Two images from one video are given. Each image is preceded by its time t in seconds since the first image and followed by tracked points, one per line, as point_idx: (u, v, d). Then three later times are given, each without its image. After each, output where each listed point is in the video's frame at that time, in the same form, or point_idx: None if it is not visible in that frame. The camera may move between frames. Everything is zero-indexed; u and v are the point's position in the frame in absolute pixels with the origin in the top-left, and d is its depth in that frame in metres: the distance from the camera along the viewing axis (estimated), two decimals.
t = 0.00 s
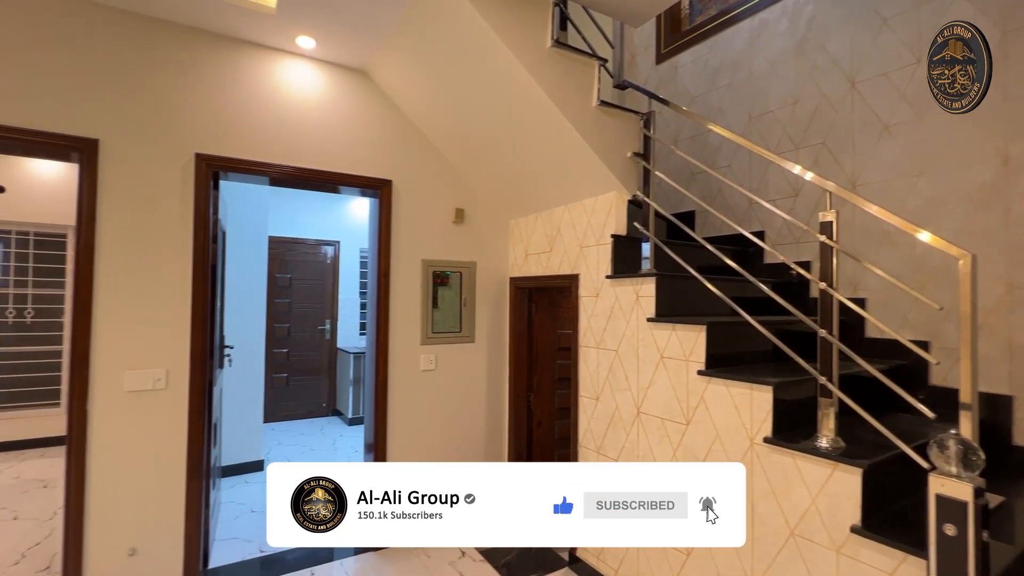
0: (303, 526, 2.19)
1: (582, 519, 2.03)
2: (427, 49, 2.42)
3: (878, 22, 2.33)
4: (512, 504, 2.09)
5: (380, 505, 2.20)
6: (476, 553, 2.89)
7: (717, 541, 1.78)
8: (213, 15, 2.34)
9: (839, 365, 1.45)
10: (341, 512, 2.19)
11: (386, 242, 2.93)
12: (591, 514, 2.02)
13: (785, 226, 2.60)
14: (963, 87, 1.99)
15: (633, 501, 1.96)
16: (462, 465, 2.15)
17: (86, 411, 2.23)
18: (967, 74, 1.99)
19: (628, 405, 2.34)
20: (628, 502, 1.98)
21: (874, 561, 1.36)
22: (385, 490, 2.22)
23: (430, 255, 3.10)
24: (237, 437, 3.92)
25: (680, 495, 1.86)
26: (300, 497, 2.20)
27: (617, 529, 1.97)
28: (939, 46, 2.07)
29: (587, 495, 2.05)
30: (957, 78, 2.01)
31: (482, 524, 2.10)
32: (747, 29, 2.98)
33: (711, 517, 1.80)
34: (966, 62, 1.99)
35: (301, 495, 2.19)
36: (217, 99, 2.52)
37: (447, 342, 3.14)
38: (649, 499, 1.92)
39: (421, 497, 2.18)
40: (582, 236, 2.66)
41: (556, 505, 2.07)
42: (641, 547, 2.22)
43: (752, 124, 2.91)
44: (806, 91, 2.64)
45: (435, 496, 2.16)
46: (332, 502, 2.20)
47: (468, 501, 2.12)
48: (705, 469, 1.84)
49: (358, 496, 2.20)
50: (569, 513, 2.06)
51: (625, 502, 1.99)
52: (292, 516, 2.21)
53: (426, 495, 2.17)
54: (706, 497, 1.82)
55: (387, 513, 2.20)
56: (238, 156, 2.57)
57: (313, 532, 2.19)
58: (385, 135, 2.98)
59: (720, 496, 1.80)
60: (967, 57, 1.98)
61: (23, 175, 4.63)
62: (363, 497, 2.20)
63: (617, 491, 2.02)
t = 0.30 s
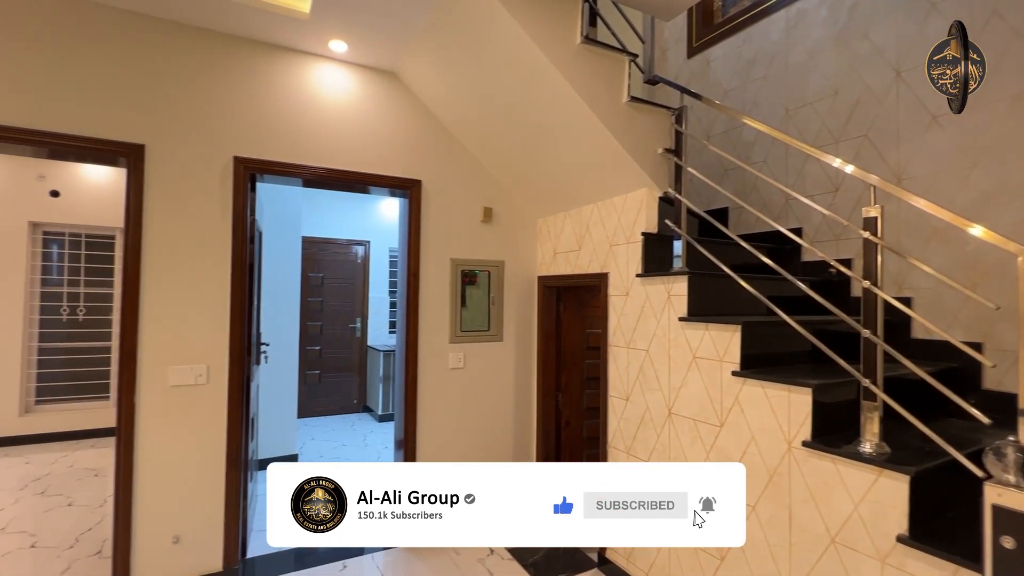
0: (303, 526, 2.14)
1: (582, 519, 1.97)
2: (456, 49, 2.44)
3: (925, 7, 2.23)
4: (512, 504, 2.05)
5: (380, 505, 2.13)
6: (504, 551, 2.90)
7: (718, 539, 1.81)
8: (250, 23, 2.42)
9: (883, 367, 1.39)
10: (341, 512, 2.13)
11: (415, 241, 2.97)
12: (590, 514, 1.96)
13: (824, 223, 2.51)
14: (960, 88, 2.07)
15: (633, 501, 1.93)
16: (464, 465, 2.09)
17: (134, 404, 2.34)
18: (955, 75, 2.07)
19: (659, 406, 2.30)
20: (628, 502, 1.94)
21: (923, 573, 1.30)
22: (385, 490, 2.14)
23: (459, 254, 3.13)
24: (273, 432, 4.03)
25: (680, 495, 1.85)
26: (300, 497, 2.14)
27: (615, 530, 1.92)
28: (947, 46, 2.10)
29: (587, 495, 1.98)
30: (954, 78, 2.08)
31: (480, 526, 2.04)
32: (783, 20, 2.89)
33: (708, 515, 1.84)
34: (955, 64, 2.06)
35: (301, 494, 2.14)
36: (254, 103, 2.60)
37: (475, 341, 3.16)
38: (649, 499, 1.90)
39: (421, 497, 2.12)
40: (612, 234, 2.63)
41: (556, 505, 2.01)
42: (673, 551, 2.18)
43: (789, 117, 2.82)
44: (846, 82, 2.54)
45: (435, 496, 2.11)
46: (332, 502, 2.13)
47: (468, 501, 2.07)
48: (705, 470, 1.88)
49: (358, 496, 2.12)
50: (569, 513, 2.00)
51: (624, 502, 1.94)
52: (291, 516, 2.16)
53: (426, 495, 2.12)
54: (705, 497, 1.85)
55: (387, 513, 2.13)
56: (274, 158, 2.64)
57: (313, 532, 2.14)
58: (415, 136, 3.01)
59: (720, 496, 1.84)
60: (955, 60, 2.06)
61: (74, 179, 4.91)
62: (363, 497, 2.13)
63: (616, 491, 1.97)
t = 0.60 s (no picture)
0: (303, 526, 2.15)
1: (581, 519, 2.07)
2: (485, 48, 2.44)
3: None
4: (512, 503, 2.13)
5: (380, 505, 2.15)
6: (532, 550, 2.90)
7: (719, 536, 1.90)
8: (286, 27, 2.48)
9: (933, 369, 1.32)
10: (341, 512, 2.14)
11: (445, 240, 2.99)
12: (591, 514, 2.07)
13: (868, 218, 2.41)
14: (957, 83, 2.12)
15: (633, 502, 2.03)
16: (462, 465, 2.17)
17: (178, 398, 2.44)
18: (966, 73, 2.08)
19: (691, 408, 2.25)
20: (628, 502, 2.04)
21: None
22: (385, 490, 2.16)
23: (487, 253, 3.13)
24: (307, 427, 4.14)
25: (680, 495, 1.95)
26: (301, 497, 2.18)
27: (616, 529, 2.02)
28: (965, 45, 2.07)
29: (588, 495, 2.07)
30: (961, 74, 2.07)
31: (480, 525, 2.11)
32: (823, 7, 2.78)
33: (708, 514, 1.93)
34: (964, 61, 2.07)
35: (302, 494, 2.17)
36: (289, 106, 2.67)
37: (504, 339, 3.16)
38: (649, 499, 2.00)
39: (421, 497, 2.16)
40: (642, 232, 2.59)
41: (556, 505, 2.10)
42: (705, 556, 2.13)
43: (830, 109, 2.71)
44: (892, 70, 2.42)
45: (435, 497, 2.16)
46: (332, 502, 2.15)
47: (468, 501, 2.14)
48: (705, 471, 1.99)
49: (358, 496, 2.15)
50: (569, 513, 2.09)
51: (625, 502, 2.04)
52: (292, 516, 2.19)
53: (427, 495, 2.16)
54: (705, 497, 1.95)
55: (387, 513, 2.16)
56: (308, 159, 2.70)
57: (313, 532, 2.15)
58: (444, 135, 3.03)
59: (720, 496, 1.94)
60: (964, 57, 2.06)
61: (121, 182, 5.14)
62: (363, 497, 2.15)
63: (617, 492, 2.07)
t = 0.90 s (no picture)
0: (304, 526, 2.16)
1: (581, 520, 2.05)
2: (514, 47, 2.45)
3: None
4: (512, 504, 2.13)
5: (380, 506, 2.13)
6: (562, 550, 2.88)
7: (720, 536, 1.94)
8: (320, 32, 2.54)
9: (992, 373, 1.24)
10: (341, 513, 2.13)
11: (474, 239, 3.01)
12: (591, 515, 2.05)
13: (916, 214, 2.29)
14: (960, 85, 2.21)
15: (633, 502, 2.02)
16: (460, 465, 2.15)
17: (218, 392, 2.53)
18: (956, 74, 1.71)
19: (726, 410, 2.19)
20: (628, 503, 2.03)
21: None
22: (385, 491, 2.14)
23: (516, 251, 3.13)
24: (340, 423, 4.23)
25: (680, 496, 1.96)
26: (301, 497, 2.20)
27: (616, 529, 2.01)
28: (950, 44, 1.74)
29: (588, 496, 2.07)
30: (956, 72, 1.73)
31: (480, 525, 2.10)
32: None
33: (708, 515, 1.97)
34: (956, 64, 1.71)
35: (302, 494, 2.19)
36: (323, 109, 2.73)
37: (533, 338, 3.15)
38: (649, 500, 2.00)
39: (421, 498, 2.14)
40: (675, 230, 2.54)
41: (556, 505, 2.11)
42: (742, 562, 2.08)
43: (874, 100, 2.60)
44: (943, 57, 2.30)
45: (435, 497, 2.14)
46: (332, 502, 2.14)
47: (468, 501, 2.13)
48: (708, 474, 2.03)
49: (358, 497, 2.13)
50: (569, 513, 2.09)
51: (625, 503, 2.03)
52: (293, 516, 2.20)
53: (427, 496, 2.14)
54: (705, 498, 1.99)
55: (387, 514, 2.14)
56: (342, 161, 2.76)
57: (314, 532, 2.15)
58: (474, 135, 3.05)
59: (719, 497, 2.00)
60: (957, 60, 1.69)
61: (165, 185, 5.36)
62: (363, 498, 2.13)
63: (616, 492, 2.05)
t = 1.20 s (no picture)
0: (303, 539, 2.10)
1: (582, 532, 1.99)
2: (544, 45, 2.44)
3: None
4: (512, 518, 2.04)
5: (380, 518, 2.05)
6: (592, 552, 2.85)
7: (720, 546, 1.95)
8: (353, 35, 2.59)
9: None
10: (341, 525, 2.07)
11: (503, 238, 3.01)
12: (591, 527, 2.00)
13: (970, 209, 2.17)
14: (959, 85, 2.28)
15: (633, 515, 1.99)
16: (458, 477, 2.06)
17: (257, 388, 2.61)
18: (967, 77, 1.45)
19: (763, 413, 2.13)
20: (628, 516, 1.99)
21: None
22: (385, 503, 2.06)
23: (545, 251, 3.12)
24: (371, 420, 4.31)
25: (680, 509, 1.94)
26: (301, 510, 2.15)
27: (616, 542, 1.98)
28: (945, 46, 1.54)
29: (588, 508, 2.02)
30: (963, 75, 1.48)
31: (481, 539, 2.02)
32: None
33: (708, 527, 1.98)
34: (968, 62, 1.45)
35: (302, 507, 2.14)
36: (356, 111, 2.78)
37: (562, 337, 3.13)
38: (649, 513, 1.97)
39: (421, 510, 2.05)
40: (709, 228, 2.48)
41: (556, 518, 2.03)
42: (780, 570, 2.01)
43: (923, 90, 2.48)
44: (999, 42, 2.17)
45: (434, 510, 2.05)
46: (332, 515, 2.09)
47: (468, 514, 2.04)
48: (710, 488, 2.02)
49: (358, 509, 2.06)
50: (569, 526, 2.01)
51: (625, 515, 1.99)
52: (292, 530, 2.13)
53: (426, 508, 2.05)
54: (706, 510, 1.99)
55: (387, 527, 2.05)
56: (374, 162, 2.80)
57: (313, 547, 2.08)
58: (503, 134, 3.05)
59: (719, 509, 2.01)
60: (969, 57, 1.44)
61: (205, 188, 5.57)
62: (363, 510, 2.06)
63: (617, 505, 2.01)
